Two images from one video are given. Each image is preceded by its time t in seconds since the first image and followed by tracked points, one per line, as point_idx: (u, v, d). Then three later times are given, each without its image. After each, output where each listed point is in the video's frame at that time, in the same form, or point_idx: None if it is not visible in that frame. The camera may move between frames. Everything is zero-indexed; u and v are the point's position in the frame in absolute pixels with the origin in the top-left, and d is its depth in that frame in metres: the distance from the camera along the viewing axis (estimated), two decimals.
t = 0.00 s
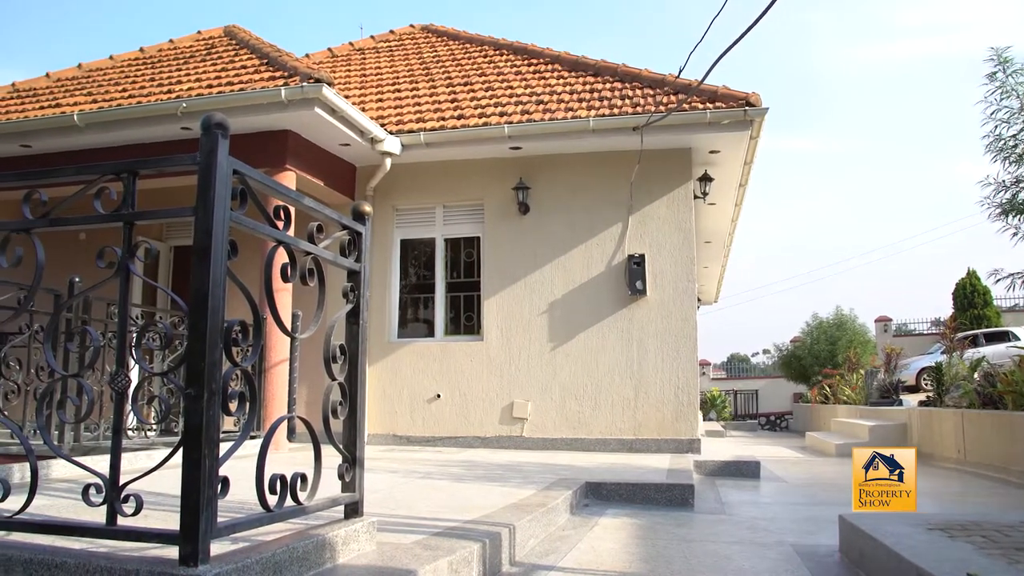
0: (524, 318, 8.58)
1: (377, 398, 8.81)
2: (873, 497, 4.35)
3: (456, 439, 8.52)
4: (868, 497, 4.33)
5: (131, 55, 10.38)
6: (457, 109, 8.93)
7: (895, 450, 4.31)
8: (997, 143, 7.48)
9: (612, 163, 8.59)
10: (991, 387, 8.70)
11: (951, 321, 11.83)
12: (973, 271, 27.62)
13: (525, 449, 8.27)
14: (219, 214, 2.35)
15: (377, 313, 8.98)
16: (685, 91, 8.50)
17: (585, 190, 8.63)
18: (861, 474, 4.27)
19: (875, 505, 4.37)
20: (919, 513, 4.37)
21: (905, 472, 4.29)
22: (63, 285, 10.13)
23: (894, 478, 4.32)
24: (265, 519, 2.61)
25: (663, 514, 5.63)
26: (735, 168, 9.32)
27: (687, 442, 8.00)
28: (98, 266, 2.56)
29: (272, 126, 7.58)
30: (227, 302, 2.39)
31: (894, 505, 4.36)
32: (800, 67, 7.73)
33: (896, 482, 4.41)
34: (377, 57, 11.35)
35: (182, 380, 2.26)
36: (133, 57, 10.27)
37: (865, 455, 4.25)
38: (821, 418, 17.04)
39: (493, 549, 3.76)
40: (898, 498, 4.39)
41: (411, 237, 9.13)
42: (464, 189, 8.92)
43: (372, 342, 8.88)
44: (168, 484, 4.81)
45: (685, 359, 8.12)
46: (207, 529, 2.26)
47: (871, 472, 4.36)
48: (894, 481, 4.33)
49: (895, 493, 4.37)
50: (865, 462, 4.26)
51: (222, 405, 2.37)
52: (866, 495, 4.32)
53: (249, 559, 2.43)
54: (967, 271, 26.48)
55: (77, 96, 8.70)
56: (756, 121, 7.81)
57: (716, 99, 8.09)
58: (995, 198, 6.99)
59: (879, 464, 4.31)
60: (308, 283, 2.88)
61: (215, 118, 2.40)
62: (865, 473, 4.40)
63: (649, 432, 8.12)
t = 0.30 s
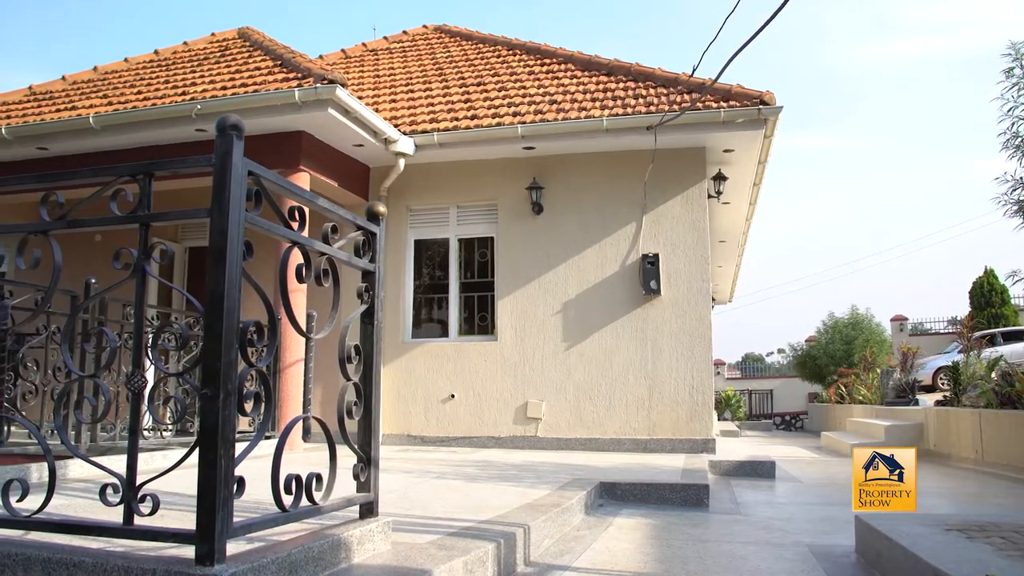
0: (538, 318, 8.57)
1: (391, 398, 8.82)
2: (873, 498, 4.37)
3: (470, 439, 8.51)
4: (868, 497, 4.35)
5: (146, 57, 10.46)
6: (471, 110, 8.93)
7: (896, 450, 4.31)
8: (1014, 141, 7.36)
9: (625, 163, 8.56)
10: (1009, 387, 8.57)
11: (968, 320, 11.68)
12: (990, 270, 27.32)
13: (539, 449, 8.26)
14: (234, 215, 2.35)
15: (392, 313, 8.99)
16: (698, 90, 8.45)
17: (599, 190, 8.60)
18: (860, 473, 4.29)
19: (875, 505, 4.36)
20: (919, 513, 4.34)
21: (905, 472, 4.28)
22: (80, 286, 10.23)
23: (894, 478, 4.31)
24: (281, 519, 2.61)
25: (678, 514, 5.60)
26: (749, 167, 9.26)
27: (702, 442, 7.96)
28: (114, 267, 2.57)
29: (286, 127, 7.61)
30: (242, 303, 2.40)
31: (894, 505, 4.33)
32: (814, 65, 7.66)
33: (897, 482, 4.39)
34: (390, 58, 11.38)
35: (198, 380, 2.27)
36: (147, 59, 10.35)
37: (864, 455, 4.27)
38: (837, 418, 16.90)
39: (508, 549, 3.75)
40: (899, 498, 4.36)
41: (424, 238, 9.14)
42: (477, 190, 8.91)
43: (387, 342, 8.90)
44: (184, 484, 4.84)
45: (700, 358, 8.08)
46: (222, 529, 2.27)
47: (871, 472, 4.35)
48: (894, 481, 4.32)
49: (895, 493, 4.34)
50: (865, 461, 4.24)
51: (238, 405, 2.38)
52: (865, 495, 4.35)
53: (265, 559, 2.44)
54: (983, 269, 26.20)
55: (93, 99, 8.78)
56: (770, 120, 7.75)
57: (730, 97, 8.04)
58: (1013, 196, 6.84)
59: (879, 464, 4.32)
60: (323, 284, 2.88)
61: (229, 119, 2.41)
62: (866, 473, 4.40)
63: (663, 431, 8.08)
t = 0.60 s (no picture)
0: (551, 317, 8.54)
1: (404, 398, 8.83)
2: (873, 498, 4.29)
3: (482, 439, 8.51)
4: (868, 498, 4.28)
5: (159, 58, 10.54)
6: (483, 109, 8.92)
7: (895, 450, 4.26)
8: None
9: (638, 162, 8.52)
10: None
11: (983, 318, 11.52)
12: (1007, 269, 27.01)
13: (552, 449, 8.24)
14: (248, 215, 2.36)
15: (405, 312, 9.00)
16: (711, 89, 8.40)
17: (612, 189, 8.57)
18: (859, 472, 4.24)
19: (875, 505, 4.27)
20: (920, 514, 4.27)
21: (906, 471, 4.22)
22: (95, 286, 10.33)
23: (894, 477, 4.24)
24: (295, 519, 2.62)
25: (692, 514, 5.56)
26: (763, 166, 9.20)
27: (715, 441, 7.92)
28: (130, 267, 2.58)
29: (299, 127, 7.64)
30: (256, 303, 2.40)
31: (895, 505, 4.24)
32: (828, 62, 7.59)
33: (897, 483, 4.33)
34: (403, 58, 11.39)
35: (212, 380, 2.27)
36: (161, 60, 10.42)
37: (864, 455, 4.24)
38: (851, 418, 16.77)
39: (522, 549, 3.74)
40: (899, 500, 4.28)
41: (437, 237, 9.14)
42: (490, 189, 8.90)
43: (400, 342, 8.90)
44: (198, 484, 4.86)
45: (713, 358, 8.04)
46: (237, 528, 2.27)
47: (871, 472, 4.26)
48: (894, 481, 4.25)
49: (895, 493, 4.26)
50: (865, 461, 4.25)
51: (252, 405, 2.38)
52: (865, 495, 4.28)
53: (279, 558, 2.44)
54: (1000, 268, 25.91)
55: (108, 100, 8.86)
56: (784, 118, 7.68)
57: (743, 96, 7.99)
58: None
59: (878, 464, 4.27)
60: (337, 284, 2.88)
61: (243, 120, 2.41)
62: (866, 473, 4.33)
63: (677, 431, 8.05)
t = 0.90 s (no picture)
0: (568, 317, 8.52)
1: (422, 397, 8.83)
2: (872, 498, 4.32)
3: (499, 438, 8.50)
4: (868, 498, 4.30)
5: (177, 60, 10.62)
6: (500, 109, 8.91)
7: (896, 450, 4.26)
8: None
9: (655, 161, 8.47)
10: None
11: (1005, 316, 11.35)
12: None
13: (569, 448, 8.21)
14: (266, 215, 2.36)
15: (422, 312, 9.01)
16: (728, 87, 8.33)
17: (629, 188, 8.52)
18: (859, 472, 4.25)
19: (876, 505, 4.30)
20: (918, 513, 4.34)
21: (906, 473, 4.24)
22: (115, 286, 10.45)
23: (894, 478, 4.26)
24: (313, 518, 2.62)
25: (709, 514, 5.51)
26: (781, 164, 9.12)
27: (733, 441, 7.86)
28: (149, 267, 2.59)
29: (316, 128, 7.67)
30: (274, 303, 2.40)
31: (893, 505, 4.30)
32: (846, 59, 7.50)
33: (896, 482, 4.37)
34: (419, 58, 11.41)
35: (231, 380, 2.27)
36: (179, 62, 10.51)
37: (864, 456, 4.23)
38: (870, 418, 16.59)
39: (540, 548, 3.73)
40: (898, 498, 4.36)
41: (454, 237, 9.14)
42: (507, 189, 8.88)
43: (417, 341, 8.91)
44: (216, 483, 4.88)
45: (731, 357, 7.98)
46: (255, 527, 2.28)
47: (871, 472, 4.28)
48: (894, 481, 4.27)
49: (895, 493, 4.30)
50: (865, 462, 4.26)
51: (270, 404, 2.38)
52: (865, 495, 4.30)
53: (298, 557, 2.44)
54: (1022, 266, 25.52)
55: (126, 102, 8.94)
56: (801, 116, 7.59)
57: (760, 94, 7.92)
58: None
59: (879, 464, 4.28)
60: (354, 284, 2.88)
61: (261, 120, 2.41)
62: (865, 473, 4.35)
63: (694, 430, 8.00)
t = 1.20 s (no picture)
0: (584, 317, 8.48)
1: (438, 397, 8.83)
2: (872, 498, 4.21)
3: (516, 438, 8.49)
4: (867, 497, 4.18)
5: (195, 62, 10.71)
6: (516, 108, 8.90)
7: (895, 449, 4.22)
8: None
9: (672, 161, 8.42)
10: None
11: None
12: None
13: (585, 448, 8.18)
14: (283, 215, 2.36)
15: (438, 312, 9.01)
16: (746, 86, 8.27)
17: (646, 188, 8.47)
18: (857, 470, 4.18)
19: (876, 505, 4.17)
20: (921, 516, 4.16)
21: (905, 471, 4.17)
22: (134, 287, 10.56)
23: (894, 477, 4.17)
24: (331, 518, 2.62)
25: (727, 514, 5.47)
26: (798, 163, 9.03)
27: (751, 441, 7.80)
28: (166, 269, 2.60)
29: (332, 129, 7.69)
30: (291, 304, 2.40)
31: (895, 505, 4.16)
32: (864, 56, 7.42)
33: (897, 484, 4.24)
34: (434, 58, 11.42)
35: (249, 380, 2.28)
36: (196, 64, 10.60)
37: (864, 454, 4.18)
38: (888, 418, 16.41)
39: (556, 548, 3.71)
40: (900, 499, 4.19)
41: (470, 237, 9.14)
42: (523, 189, 8.86)
43: (433, 341, 8.92)
44: (233, 483, 4.91)
45: (748, 356, 7.92)
46: (274, 527, 2.28)
47: (870, 472, 4.21)
48: (893, 481, 4.19)
49: (895, 493, 4.18)
50: (864, 461, 4.21)
51: (288, 405, 2.38)
52: (865, 495, 4.20)
53: (315, 557, 2.43)
54: None
55: (144, 104, 9.02)
56: (819, 115, 7.51)
57: (777, 92, 7.85)
58: None
59: (878, 464, 4.22)
60: (371, 284, 2.88)
61: (278, 121, 2.42)
62: (865, 474, 4.26)
63: (711, 430, 7.95)
